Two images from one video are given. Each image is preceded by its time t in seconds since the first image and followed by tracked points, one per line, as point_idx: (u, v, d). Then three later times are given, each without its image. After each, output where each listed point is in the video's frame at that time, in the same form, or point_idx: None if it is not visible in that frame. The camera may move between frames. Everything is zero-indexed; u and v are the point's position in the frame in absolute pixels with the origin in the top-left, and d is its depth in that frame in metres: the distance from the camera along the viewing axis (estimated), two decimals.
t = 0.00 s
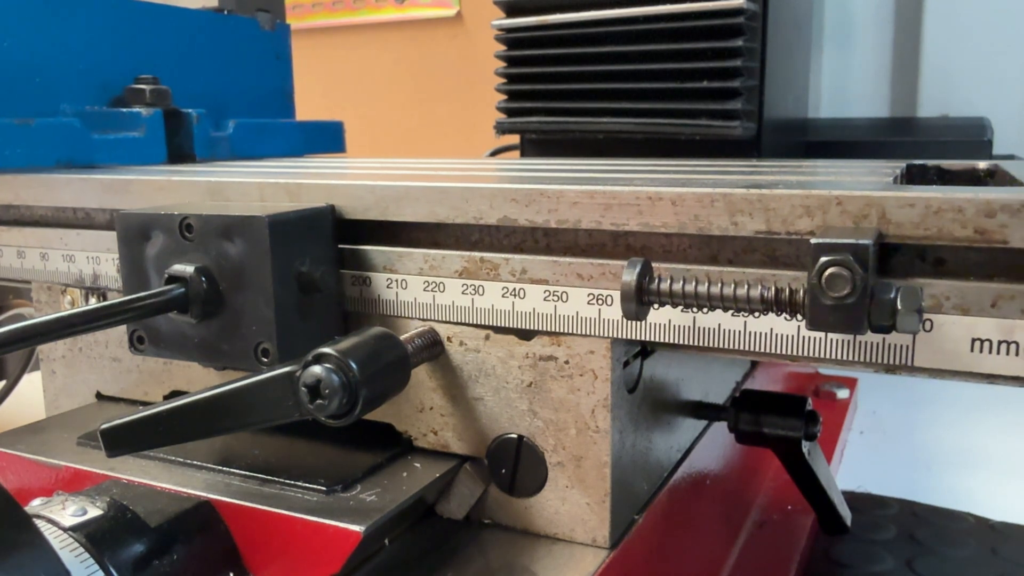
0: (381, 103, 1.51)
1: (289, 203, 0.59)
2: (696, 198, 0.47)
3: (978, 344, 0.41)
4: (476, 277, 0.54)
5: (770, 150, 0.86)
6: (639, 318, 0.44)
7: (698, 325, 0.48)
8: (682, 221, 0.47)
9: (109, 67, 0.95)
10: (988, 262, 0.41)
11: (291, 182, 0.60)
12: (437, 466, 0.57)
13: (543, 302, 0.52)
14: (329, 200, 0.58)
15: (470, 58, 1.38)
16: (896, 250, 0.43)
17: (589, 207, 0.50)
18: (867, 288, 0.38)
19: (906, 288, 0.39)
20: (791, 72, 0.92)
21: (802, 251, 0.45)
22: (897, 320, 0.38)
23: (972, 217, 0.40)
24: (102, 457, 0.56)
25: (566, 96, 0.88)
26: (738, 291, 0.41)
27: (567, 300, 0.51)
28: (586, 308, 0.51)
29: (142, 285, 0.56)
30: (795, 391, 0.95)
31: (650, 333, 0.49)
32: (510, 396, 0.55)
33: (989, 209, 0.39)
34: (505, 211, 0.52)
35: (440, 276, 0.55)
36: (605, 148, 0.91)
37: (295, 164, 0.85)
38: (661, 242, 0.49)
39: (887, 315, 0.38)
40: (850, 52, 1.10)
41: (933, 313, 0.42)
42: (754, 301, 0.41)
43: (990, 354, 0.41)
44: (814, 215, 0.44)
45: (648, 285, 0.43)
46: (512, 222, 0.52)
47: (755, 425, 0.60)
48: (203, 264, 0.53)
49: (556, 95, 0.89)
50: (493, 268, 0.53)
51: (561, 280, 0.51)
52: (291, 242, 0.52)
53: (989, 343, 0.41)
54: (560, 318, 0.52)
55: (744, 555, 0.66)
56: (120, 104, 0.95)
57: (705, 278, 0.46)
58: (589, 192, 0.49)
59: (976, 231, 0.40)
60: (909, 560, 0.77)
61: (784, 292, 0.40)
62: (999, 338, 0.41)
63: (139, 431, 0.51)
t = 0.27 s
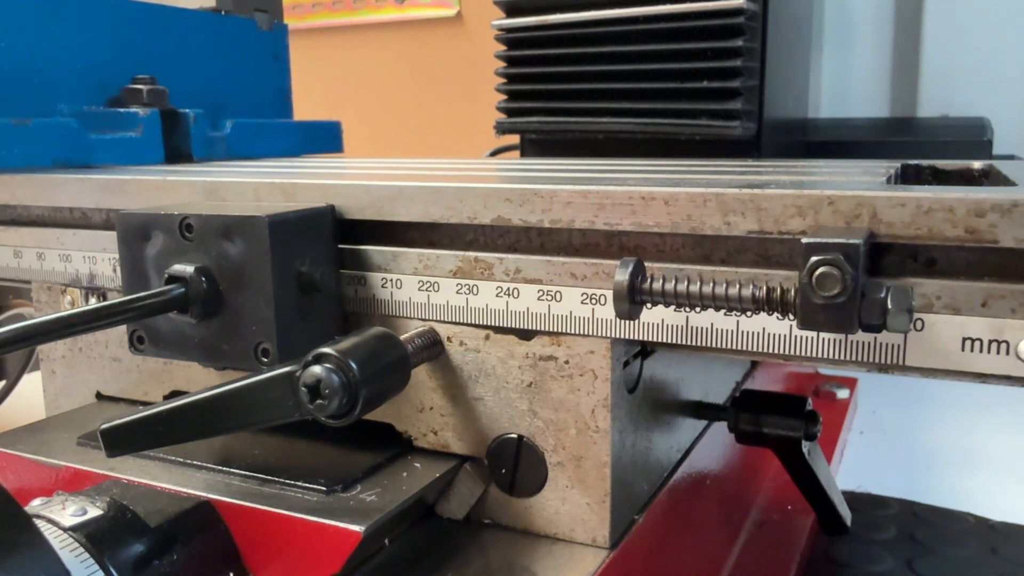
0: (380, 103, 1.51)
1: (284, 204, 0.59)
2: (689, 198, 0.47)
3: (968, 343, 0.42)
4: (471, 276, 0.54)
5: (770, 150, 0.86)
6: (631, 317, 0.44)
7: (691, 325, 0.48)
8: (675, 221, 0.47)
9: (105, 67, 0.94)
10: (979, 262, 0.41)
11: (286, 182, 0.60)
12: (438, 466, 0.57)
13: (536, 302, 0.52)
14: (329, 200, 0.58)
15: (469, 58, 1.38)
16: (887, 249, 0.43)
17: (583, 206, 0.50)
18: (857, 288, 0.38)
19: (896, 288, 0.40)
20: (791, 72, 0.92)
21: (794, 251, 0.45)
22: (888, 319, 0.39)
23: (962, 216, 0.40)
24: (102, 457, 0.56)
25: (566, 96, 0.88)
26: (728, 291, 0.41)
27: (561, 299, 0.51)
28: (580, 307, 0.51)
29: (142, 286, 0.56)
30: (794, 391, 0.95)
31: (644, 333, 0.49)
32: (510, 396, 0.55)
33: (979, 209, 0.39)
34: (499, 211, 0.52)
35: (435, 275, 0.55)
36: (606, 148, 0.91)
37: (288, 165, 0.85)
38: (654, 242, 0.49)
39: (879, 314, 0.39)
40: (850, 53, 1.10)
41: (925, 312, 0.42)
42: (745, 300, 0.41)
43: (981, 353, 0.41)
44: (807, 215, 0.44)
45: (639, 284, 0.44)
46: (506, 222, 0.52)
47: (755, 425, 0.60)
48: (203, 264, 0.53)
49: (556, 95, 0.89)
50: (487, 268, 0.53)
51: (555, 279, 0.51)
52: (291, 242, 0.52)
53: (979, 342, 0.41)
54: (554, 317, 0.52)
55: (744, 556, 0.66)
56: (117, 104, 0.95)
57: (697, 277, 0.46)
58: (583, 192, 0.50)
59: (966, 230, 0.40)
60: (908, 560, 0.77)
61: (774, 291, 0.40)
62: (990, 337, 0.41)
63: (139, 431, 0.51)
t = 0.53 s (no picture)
0: (379, 103, 1.51)
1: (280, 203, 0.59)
2: (683, 199, 0.47)
3: (959, 342, 0.42)
4: (465, 276, 0.54)
5: (770, 150, 0.86)
6: (625, 317, 0.44)
7: (684, 324, 0.48)
8: (669, 221, 0.48)
9: (103, 67, 0.94)
10: (970, 261, 0.41)
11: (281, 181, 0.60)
12: (438, 466, 0.57)
13: (530, 301, 0.52)
14: (329, 200, 0.58)
15: (469, 58, 1.38)
16: (879, 249, 0.43)
17: (577, 206, 0.50)
18: (849, 286, 0.39)
19: (886, 287, 0.40)
20: (791, 72, 0.92)
21: (786, 250, 0.45)
22: (879, 318, 0.39)
23: (953, 216, 0.40)
24: (102, 457, 0.56)
25: (566, 96, 0.88)
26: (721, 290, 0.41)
27: (555, 298, 0.51)
28: (574, 307, 0.51)
29: (142, 286, 0.56)
30: (795, 391, 0.95)
31: (638, 332, 0.49)
32: (510, 396, 0.55)
33: (970, 209, 0.40)
34: (493, 211, 0.52)
35: (429, 275, 0.56)
36: (606, 148, 0.91)
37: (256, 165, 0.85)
38: (648, 241, 0.50)
39: (870, 312, 0.39)
40: (849, 52, 1.10)
41: (916, 311, 0.42)
42: (738, 299, 0.40)
43: (972, 353, 0.41)
44: (799, 215, 0.44)
45: (633, 284, 0.43)
46: (501, 222, 0.52)
47: (755, 425, 0.60)
48: (203, 264, 0.53)
49: (556, 96, 0.89)
50: (481, 267, 0.54)
51: (549, 279, 0.51)
52: (291, 242, 0.52)
53: (971, 341, 0.41)
54: (548, 317, 0.52)
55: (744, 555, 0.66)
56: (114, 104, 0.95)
57: (689, 277, 0.46)
58: (576, 192, 0.50)
59: (957, 230, 0.40)
60: (908, 560, 0.77)
61: (767, 291, 0.40)
62: (980, 336, 0.41)
63: (139, 431, 0.51)
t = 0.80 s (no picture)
0: (378, 103, 1.51)
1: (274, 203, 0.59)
2: (675, 198, 0.47)
3: (951, 342, 0.42)
4: (460, 275, 0.54)
5: (770, 150, 0.86)
6: (618, 316, 0.44)
7: (677, 323, 0.49)
8: (662, 221, 0.48)
9: (100, 67, 0.94)
10: (961, 261, 0.41)
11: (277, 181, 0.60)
12: (438, 466, 0.57)
13: (525, 301, 0.52)
14: (329, 200, 0.58)
15: (469, 58, 1.38)
16: (871, 249, 0.43)
17: (570, 206, 0.50)
18: (840, 286, 0.39)
19: (877, 286, 0.40)
20: (791, 72, 0.92)
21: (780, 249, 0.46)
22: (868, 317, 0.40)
23: (944, 216, 0.40)
24: (102, 457, 0.56)
25: (566, 96, 0.88)
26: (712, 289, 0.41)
27: (549, 298, 0.52)
28: (568, 306, 0.51)
29: (142, 286, 0.56)
30: (795, 391, 0.95)
31: (633, 332, 0.49)
32: (510, 396, 0.55)
33: (961, 208, 0.40)
34: (487, 210, 0.52)
35: (424, 274, 0.56)
36: (606, 148, 0.91)
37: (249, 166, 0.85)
38: (642, 241, 0.50)
39: (860, 313, 0.39)
40: (849, 52, 1.10)
41: (907, 310, 0.42)
42: (729, 299, 0.41)
43: (962, 352, 0.42)
44: (791, 215, 0.44)
45: (625, 283, 0.44)
46: (494, 222, 0.52)
47: (755, 425, 0.60)
48: (203, 264, 0.53)
49: (556, 96, 0.89)
50: (476, 267, 0.54)
51: (543, 278, 0.52)
52: (291, 242, 0.52)
53: (961, 340, 0.42)
54: (542, 316, 0.52)
55: (744, 555, 0.66)
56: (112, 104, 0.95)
57: (682, 276, 0.47)
58: (570, 191, 0.50)
59: (948, 229, 0.40)
60: (908, 560, 0.77)
61: (758, 291, 0.40)
62: (972, 336, 0.41)
63: (139, 431, 0.51)
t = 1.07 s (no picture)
0: (377, 103, 1.51)
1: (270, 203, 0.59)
2: (668, 198, 0.47)
3: (941, 341, 0.42)
4: (454, 275, 0.55)
5: (770, 150, 0.86)
6: (612, 315, 0.44)
7: (670, 323, 0.49)
8: (655, 221, 0.48)
9: (98, 67, 0.94)
10: (952, 261, 0.42)
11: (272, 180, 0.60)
12: (437, 466, 0.57)
13: (519, 300, 0.52)
14: (329, 200, 0.58)
15: (469, 58, 1.38)
16: (863, 248, 0.43)
17: (564, 206, 0.50)
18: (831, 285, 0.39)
19: (868, 286, 0.40)
20: (791, 72, 0.92)
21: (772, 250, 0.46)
22: (860, 317, 0.40)
23: (936, 216, 0.40)
24: (102, 457, 0.56)
25: (566, 96, 0.88)
26: (703, 289, 0.41)
27: (543, 297, 0.52)
28: (562, 306, 0.51)
29: (142, 286, 0.56)
30: (795, 391, 0.95)
31: (627, 331, 0.50)
32: (509, 396, 0.55)
33: (952, 209, 0.40)
34: (481, 210, 0.53)
35: (419, 274, 0.56)
36: (606, 148, 0.91)
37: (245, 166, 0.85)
38: (636, 241, 0.50)
39: (852, 312, 0.39)
40: (850, 52, 1.10)
41: (898, 310, 0.42)
42: (721, 298, 0.41)
43: (953, 351, 0.42)
44: (782, 215, 0.44)
45: (618, 283, 0.44)
46: (489, 221, 0.53)
47: (755, 425, 0.60)
48: (203, 264, 0.53)
49: (556, 96, 0.89)
50: (470, 267, 0.54)
51: (536, 278, 0.52)
52: (291, 242, 0.52)
53: (952, 340, 0.42)
54: (536, 316, 0.52)
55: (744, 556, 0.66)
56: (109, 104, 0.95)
57: (675, 275, 0.47)
58: (563, 192, 0.50)
59: (940, 229, 0.40)
60: (908, 560, 0.77)
61: (750, 290, 0.41)
62: (963, 335, 0.41)
63: (139, 431, 0.51)
